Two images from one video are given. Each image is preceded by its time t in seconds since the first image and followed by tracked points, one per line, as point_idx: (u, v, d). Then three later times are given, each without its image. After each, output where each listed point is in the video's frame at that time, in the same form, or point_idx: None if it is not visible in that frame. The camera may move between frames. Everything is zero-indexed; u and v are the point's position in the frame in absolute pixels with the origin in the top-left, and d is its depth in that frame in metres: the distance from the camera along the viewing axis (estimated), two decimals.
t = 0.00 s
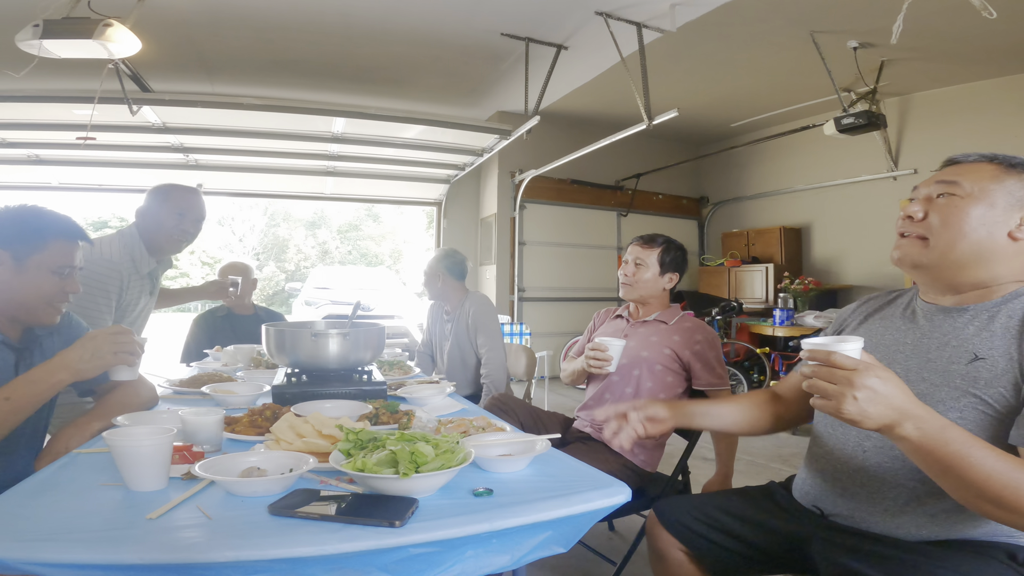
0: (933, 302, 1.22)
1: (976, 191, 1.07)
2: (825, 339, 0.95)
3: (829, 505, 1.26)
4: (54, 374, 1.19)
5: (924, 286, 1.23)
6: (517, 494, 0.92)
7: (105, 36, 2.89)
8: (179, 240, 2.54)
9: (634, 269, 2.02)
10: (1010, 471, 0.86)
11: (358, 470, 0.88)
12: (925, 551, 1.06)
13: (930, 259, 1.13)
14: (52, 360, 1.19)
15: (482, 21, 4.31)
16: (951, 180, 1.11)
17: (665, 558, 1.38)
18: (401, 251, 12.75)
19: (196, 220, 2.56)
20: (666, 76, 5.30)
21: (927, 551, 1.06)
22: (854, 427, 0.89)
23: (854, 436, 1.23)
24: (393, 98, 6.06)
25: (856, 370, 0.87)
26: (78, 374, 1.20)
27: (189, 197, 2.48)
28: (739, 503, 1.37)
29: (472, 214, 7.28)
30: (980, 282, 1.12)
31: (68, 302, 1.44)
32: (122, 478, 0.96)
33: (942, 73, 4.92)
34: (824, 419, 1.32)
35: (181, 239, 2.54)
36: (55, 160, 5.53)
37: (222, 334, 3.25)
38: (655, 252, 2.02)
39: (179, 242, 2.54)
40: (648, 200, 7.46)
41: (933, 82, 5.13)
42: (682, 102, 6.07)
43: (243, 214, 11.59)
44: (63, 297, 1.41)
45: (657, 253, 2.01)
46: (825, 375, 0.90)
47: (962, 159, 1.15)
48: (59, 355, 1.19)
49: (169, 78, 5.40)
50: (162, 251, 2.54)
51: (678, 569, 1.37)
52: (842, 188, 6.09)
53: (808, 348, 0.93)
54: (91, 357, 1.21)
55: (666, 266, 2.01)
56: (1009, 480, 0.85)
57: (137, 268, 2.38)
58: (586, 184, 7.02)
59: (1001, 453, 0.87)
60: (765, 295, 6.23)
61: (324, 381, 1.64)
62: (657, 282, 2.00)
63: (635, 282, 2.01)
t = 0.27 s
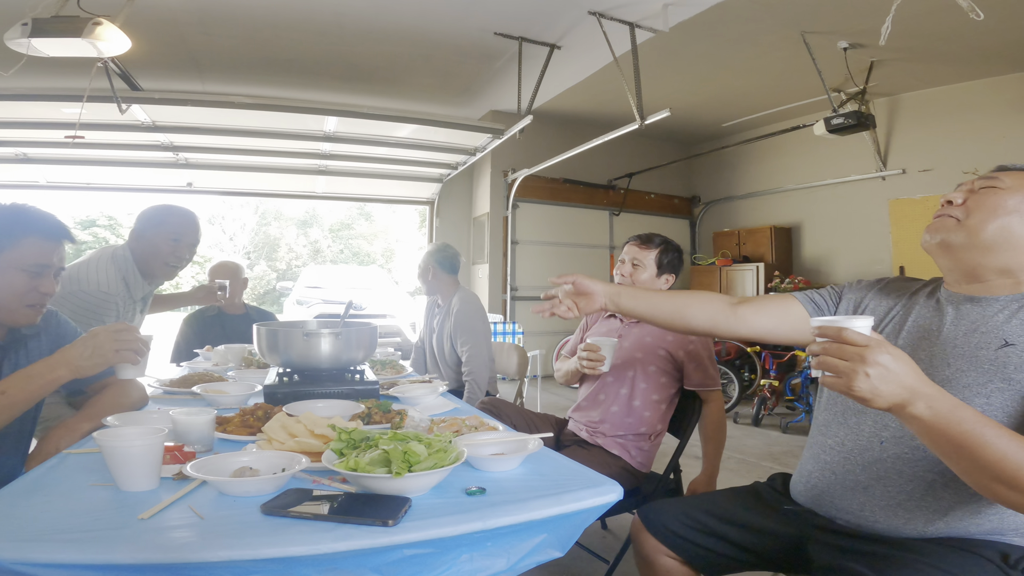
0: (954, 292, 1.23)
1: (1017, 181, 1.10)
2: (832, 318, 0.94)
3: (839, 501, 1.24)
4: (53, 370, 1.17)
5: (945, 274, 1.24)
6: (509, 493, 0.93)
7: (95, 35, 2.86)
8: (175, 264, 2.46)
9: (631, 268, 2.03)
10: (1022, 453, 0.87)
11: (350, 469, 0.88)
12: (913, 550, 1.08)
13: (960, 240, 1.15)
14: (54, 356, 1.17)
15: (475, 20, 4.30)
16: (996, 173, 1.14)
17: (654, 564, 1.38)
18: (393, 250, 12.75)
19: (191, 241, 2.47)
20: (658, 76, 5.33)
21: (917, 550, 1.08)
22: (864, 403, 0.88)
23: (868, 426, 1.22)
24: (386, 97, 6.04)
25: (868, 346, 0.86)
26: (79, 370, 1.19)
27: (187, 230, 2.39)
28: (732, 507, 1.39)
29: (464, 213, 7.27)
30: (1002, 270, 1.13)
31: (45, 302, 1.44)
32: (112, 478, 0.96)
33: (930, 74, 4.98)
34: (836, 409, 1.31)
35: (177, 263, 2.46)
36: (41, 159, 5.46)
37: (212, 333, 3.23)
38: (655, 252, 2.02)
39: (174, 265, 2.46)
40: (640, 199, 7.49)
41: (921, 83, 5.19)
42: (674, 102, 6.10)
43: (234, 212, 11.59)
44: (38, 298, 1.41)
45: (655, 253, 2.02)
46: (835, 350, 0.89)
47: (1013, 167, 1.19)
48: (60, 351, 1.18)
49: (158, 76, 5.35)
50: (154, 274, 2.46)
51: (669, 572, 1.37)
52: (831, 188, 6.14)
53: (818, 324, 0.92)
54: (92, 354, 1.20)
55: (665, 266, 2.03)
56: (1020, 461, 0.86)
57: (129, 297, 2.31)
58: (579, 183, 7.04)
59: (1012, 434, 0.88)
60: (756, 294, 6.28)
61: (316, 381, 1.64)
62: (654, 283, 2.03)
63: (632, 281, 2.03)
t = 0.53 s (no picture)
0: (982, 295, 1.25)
1: None
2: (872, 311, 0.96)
3: (866, 496, 1.25)
4: (26, 357, 1.17)
5: (974, 278, 1.26)
6: (504, 490, 0.92)
7: (86, 30, 2.82)
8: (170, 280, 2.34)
9: (620, 271, 2.04)
10: None
11: (344, 466, 0.87)
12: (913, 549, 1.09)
13: (993, 247, 1.17)
14: (23, 342, 1.17)
15: (471, 17, 4.28)
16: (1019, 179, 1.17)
17: (660, 567, 1.35)
18: (386, 246, 12.74)
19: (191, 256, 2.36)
20: (654, 73, 5.32)
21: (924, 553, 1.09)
22: (905, 393, 0.89)
23: (901, 422, 1.23)
24: (380, 93, 6.01)
25: (912, 335, 0.87)
26: (51, 356, 1.19)
27: (193, 246, 2.29)
28: (730, 505, 1.39)
29: (459, 210, 7.25)
30: None
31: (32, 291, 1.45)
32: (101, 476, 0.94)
33: (924, 73, 5.00)
34: (866, 405, 1.32)
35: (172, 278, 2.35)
36: (30, 154, 5.39)
37: (204, 329, 3.21)
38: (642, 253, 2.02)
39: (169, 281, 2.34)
40: (635, 196, 7.50)
41: (915, 82, 5.22)
42: (670, 100, 6.10)
43: (227, 208, 11.55)
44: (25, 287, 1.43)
45: (643, 253, 2.01)
46: (878, 338, 0.90)
47: None
48: (30, 336, 1.18)
49: (149, 71, 5.30)
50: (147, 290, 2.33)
51: None
52: (825, 186, 6.17)
53: (859, 315, 0.93)
54: (63, 338, 1.20)
55: (654, 266, 2.02)
56: None
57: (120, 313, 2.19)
58: (574, 180, 7.03)
59: None
60: (749, 291, 6.30)
61: (310, 377, 1.63)
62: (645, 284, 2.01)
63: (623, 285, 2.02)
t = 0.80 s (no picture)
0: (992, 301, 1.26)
1: None
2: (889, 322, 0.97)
3: (871, 487, 1.27)
4: (5, 343, 1.20)
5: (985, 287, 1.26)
6: (507, 489, 0.92)
7: (83, 27, 2.80)
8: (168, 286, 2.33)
9: (623, 268, 2.02)
10: None
11: (345, 465, 0.87)
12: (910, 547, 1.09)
13: (1004, 259, 1.17)
14: None
15: (471, 13, 4.26)
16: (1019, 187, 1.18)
17: (662, 567, 1.34)
18: (384, 243, 12.75)
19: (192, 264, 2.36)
20: (654, 71, 5.31)
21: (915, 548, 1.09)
22: (923, 404, 0.90)
23: (908, 416, 1.23)
24: (378, 90, 5.99)
25: (929, 347, 0.88)
26: (29, 341, 1.23)
27: (198, 255, 2.35)
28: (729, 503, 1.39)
29: (457, 207, 7.24)
30: None
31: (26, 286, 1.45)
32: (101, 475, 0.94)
33: (923, 72, 5.00)
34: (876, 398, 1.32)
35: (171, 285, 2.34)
36: (26, 150, 5.36)
37: (202, 326, 3.20)
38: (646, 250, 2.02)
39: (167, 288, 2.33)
40: (634, 193, 7.49)
41: (914, 80, 5.22)
42: (669, 97, 6.09)
43: (224, 204, 11.54)
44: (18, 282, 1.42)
45: (646, 251, 2.01)
46: (894, 350, 0.91)
47: None
48: (4, 323, 1.21)
49: (146, 68, 5.26)
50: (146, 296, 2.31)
51: None
52: (824, 184, 6.17)
53: (876, 326, 0.94)
54: (37, 322, 1.23)
55: (656, 264, 2.02)
56: None
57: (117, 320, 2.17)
58: (572, 177, 7.02)
59: None
60: (747, 289, 6.31)
61: (309, 374, 1.62)
62: (646, 282, 2.00)
63: (624, 282, 2.01)
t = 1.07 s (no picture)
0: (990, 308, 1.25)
1: None
2: (888, 322, 0.96)
3: (865, 478, 1.27)
4: None
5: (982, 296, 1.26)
6: (508, 488, 0.91)
7: (81, 22, 2.77)
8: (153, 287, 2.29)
9: (622, 264, 2.01)
10: None
11: (345, 464, 0.87)
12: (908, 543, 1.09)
13: (990, 273, 1.18)
14: None
15: (471, 10, 4.24)
16: (999, 197, 1.18)
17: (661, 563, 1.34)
18: (382, 239, 12.76)
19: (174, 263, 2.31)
20: (653, 68, 5.30)
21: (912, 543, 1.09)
22: (919, 403, 0.90)
23: (906, 409, 1.23)
24: (377, 86, 5.96)
25: (928, 348, 0.88)
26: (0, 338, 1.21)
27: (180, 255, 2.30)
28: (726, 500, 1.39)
29: (455, 204, 7.22)
30: None
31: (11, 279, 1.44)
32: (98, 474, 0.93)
33: (923, 70, 5.00)
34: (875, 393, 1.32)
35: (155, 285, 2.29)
36: (22, 146, 5.32)
37: (199, 322, 3.18)
38: (644, 246, 2.01)
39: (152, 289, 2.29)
40: (632, 191, 7.48)
41: (914, 79, 5.22)
42: (669, 95, 6.08)
43: (221, 200, 11.52)
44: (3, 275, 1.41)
45: (644, 248, 2.01)
46: (893, 350, 0.91)
47: (1009, 177, 1.22)
48: None
49: (143, 63, 5.22)
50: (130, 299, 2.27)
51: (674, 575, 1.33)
52: (822, 182, 6.17)
53: (878, 326, 0.93)
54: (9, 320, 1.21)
55: (654, 260, 2.01)
56: None
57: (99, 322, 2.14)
58: (571, 174, 7.01)
59: None
60: (745, 287, 6.31)
61: (308, 372, 1.61)
62: (645, 278, 1.99)
63: (623, 278, 2.00)
